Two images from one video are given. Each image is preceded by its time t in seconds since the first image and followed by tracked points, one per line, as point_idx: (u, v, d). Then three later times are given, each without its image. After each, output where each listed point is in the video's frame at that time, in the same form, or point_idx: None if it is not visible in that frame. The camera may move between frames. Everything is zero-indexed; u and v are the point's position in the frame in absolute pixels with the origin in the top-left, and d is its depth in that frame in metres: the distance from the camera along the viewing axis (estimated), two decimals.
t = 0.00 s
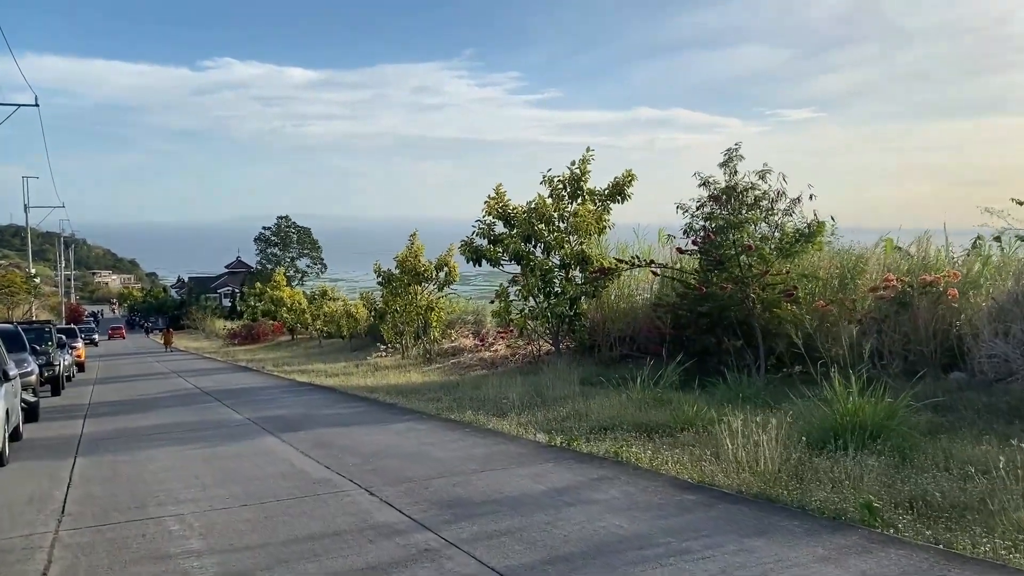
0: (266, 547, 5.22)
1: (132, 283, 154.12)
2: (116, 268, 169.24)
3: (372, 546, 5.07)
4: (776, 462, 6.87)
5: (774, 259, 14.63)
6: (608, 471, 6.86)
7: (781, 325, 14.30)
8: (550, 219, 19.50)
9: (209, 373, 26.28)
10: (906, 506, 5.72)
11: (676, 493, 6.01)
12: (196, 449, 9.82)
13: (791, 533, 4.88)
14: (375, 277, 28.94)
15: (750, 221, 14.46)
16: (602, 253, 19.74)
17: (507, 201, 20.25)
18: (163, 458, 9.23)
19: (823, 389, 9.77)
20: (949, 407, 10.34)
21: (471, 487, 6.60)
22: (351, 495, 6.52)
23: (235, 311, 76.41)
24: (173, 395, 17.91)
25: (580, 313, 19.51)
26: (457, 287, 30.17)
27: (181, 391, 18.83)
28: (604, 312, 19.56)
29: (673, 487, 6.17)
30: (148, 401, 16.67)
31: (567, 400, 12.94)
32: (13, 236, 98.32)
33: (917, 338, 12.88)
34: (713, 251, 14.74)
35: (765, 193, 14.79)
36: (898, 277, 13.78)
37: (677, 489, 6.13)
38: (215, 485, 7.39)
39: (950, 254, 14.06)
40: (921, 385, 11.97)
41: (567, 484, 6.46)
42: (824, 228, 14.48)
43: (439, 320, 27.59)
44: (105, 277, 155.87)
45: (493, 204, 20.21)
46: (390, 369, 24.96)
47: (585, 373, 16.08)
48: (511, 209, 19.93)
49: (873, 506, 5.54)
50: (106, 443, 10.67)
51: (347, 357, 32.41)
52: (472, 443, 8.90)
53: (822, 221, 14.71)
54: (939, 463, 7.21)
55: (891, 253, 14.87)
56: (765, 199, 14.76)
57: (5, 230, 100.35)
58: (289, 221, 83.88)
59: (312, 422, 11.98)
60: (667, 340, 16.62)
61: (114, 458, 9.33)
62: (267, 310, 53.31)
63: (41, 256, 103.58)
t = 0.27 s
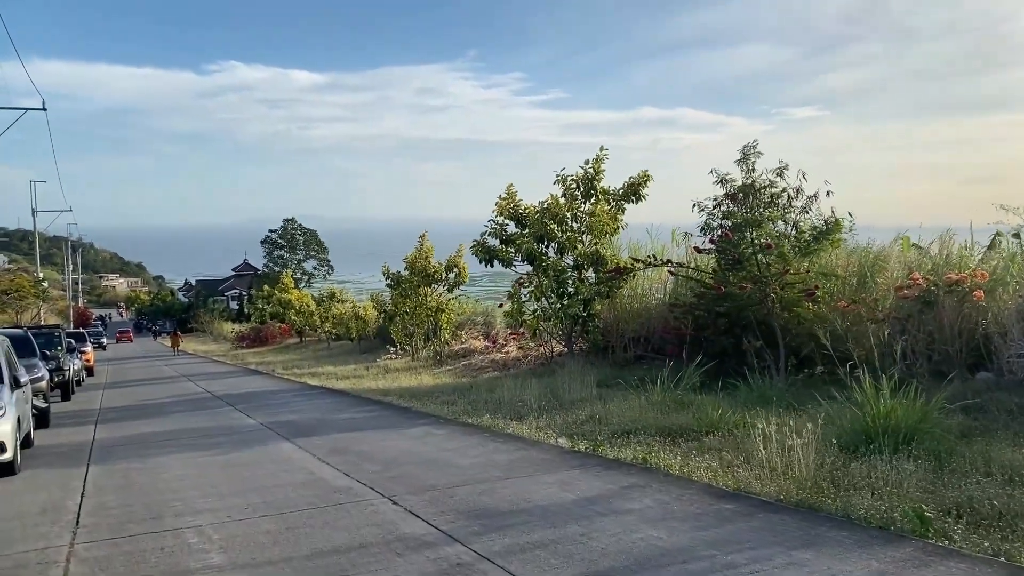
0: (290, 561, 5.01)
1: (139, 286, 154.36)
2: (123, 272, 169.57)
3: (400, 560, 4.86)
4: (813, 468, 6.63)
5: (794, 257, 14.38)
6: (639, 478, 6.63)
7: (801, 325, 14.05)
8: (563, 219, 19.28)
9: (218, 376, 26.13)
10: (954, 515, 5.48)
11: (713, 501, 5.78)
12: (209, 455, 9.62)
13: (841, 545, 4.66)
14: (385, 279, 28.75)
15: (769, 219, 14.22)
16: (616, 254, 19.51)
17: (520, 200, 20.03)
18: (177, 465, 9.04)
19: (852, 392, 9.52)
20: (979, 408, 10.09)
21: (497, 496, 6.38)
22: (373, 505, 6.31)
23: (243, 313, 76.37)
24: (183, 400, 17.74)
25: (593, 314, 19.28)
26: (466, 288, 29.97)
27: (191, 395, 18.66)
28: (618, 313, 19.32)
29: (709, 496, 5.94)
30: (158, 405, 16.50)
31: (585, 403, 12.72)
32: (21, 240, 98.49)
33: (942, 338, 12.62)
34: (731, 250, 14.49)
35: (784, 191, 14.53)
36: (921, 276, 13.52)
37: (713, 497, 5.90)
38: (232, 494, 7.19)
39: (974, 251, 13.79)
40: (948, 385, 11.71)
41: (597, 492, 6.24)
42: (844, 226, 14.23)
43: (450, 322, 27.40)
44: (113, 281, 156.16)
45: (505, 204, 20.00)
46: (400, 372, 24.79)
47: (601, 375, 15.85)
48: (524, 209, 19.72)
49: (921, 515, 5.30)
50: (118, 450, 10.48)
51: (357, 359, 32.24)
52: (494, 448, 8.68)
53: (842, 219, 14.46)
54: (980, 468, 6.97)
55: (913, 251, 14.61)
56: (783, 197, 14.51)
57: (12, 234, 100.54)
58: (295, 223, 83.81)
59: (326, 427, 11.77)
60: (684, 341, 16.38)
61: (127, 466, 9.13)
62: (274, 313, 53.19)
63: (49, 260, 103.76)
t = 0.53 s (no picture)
0: None
1: (158, 303, 155.29)
2: (142, 290, 170.70)
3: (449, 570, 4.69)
4: (864, 456, 6.41)
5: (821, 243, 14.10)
6: (685, 475, 6.44)
7: (831, 311, 13.79)
8: (582, 215, 19.06)
9: (242, 389, 26.09)
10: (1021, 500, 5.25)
11: (766, 496, 5.58)
12: (241, 469, 9.49)
13: (910, 536, 4.45)
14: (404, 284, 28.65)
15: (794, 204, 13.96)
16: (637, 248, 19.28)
17: (537, 198, 19.83)
18: (209, 481, 8.91)
19: (893, 376, 9.27)
20: None
21: (540, 499, 6.20)
22: (414, 514, 6.14)
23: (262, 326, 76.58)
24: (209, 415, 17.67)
25: (617, 310, 19.05)
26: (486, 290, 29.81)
27: (217, 409, 18.60)
28: (642, 307, 19.10)
29: (761, 490, 5.74)
30: (185, 421, 16.43)
31: (617, 400, 12.52)
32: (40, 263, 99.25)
33: (979, 318, 12.33)
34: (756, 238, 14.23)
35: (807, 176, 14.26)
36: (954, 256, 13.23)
37: (765, 491, 5.71)
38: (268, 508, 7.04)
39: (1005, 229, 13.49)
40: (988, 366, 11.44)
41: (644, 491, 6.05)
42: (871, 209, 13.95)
43: (470, 325, 27.25)
44: (132, 299, 157.18)
45: (523, 203, 19.82)
46: (424, 377, 24.66)
47: (629, 371, 15.63)
48: (542, 207, 19.51)
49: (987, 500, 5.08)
50: (149, 468, 10.38)
51: (379, 366, 32.16)
52: (530, 450, 8.50)
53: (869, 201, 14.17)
54: None
55: (942, 231, 14.31)
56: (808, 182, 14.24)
57: (32, 257, 101.35)
58: (310, 233, 83.99)
59: (356, 435, 11.63)
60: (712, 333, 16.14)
61: (159, 484, 9.01)
62: (294, 323, 53.26)
63: (69, 282, 104.52)
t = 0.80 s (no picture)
0: None
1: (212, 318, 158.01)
2: (195, 305, 173.89)
3: None
4: (963, 465, 6.04)
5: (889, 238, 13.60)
6: (772, 489, 6.15)
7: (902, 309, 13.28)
8: (635, 217, 18.75)
9: (298, 402, 26.23)
10: None
11: (864, 511, 5.28)
12: (307, 487, 9.40)
13: None
14: (454, 293, 28.56)
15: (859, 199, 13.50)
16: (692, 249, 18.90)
17: (589, 202, 19.56)
18: (276, 501, 8.83)
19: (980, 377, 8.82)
20: None
21: (621, 517, 5.97)
22: (492, 534, 5.95)
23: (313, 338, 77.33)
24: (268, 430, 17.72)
25: (675, 314, 18.69)
26: (536, 296, 29.60)
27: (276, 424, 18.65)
28: (700, 310, 18.70)
29: (858, 505, 5.44)
30: (245, 437, 16.48)
31: (683, 407, 12.20)
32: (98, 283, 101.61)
33: None
34: (820, 235, 13.79)
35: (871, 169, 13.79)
36: None
37: (862, 506, 5.40)
38: (339, 529, 6.91)
39: None
40: None
41: (731, 507, 5.78)
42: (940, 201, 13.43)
43: (522, 332, 27.06)
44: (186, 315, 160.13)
45: (574, 207, 19.57)
46: (478, 386, 24.53)
47: (692, 376, 15.28)
48: (594, 211, 19.24)
49: None
50: (215, 487, 10.35)
51: (432, 376, 32.14)
52: (601, 463, 8.27)
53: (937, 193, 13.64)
54: None
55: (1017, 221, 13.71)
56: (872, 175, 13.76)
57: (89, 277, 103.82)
58: (357, 245, 84.67)
59: (418, 449, 11.50)
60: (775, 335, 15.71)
61: (227, 504, 8.95)
62: (345, 335, 53.63)
63: (125, 300, 106.83)
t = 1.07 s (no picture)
0: None
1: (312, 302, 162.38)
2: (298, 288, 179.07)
3: None
4: None
5: None
6: (901, 538, 5.67)
7: None
8: (751, 235, 18.11)
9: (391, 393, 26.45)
10: None
11: None
12: (400, 480, 9.31)
13: None
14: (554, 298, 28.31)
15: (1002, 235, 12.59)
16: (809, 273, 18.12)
17: (704, 215, 19.01)
18: (369, 490, 8.75)
19: None
20: None
21: (733, 550, 5.59)
22: (593, 553, 5.66)
23: (408, 330, 78.42)
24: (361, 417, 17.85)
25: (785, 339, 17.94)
26: (636, 308, 29.08)
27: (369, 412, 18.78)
28: (812, 337, 17.91)
29: (1005, 568, 4.92)
30: (338, 423, 16.63)
31: (792, 437, 11.62)
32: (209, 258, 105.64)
33: None
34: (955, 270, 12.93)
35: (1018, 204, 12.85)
36: None
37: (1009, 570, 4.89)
38: (434, 528, 6.74)
39: None
40: None
41: (856, 554, 5.34)
42: None
43: (619, 343, 26.60)
44: (289, 297, 165.04)
45: (688, 220, 19.04)
46: (570, 394, 24.23)
47: (800, 406, 14.59)
48: (709, 225, 18.69)
49: None
50: (309, 469, 10.39)
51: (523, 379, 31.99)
52: (707, 488, 7.87)
53: None
54: None
55: None
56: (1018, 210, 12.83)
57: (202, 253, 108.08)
58: (458, 242, 85.46)
59: (512, 453, 11.30)
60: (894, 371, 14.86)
61: (321, 489, 8.93)
62: (440, 330, 54.11)
63: (233, 277, 110.75)
